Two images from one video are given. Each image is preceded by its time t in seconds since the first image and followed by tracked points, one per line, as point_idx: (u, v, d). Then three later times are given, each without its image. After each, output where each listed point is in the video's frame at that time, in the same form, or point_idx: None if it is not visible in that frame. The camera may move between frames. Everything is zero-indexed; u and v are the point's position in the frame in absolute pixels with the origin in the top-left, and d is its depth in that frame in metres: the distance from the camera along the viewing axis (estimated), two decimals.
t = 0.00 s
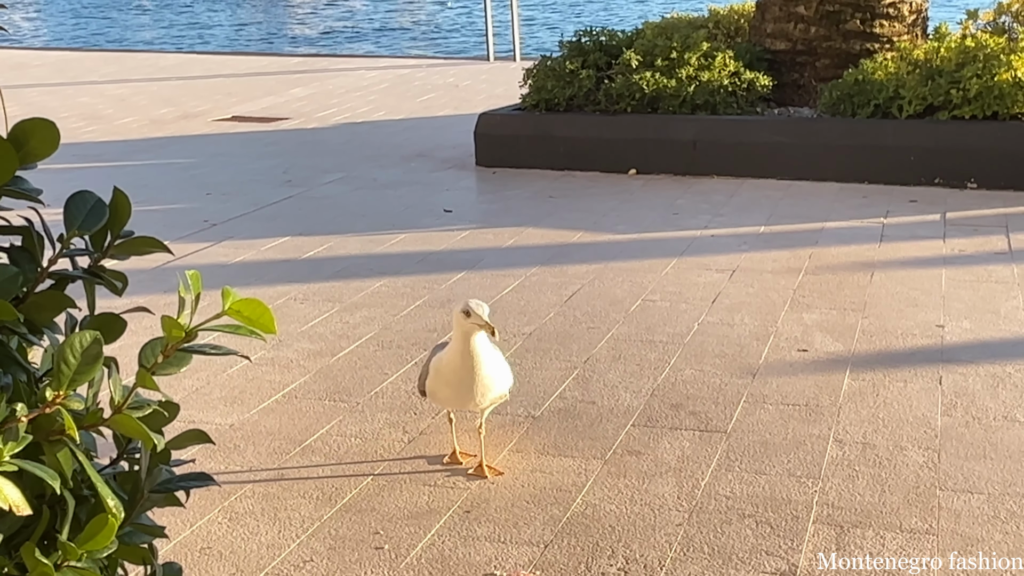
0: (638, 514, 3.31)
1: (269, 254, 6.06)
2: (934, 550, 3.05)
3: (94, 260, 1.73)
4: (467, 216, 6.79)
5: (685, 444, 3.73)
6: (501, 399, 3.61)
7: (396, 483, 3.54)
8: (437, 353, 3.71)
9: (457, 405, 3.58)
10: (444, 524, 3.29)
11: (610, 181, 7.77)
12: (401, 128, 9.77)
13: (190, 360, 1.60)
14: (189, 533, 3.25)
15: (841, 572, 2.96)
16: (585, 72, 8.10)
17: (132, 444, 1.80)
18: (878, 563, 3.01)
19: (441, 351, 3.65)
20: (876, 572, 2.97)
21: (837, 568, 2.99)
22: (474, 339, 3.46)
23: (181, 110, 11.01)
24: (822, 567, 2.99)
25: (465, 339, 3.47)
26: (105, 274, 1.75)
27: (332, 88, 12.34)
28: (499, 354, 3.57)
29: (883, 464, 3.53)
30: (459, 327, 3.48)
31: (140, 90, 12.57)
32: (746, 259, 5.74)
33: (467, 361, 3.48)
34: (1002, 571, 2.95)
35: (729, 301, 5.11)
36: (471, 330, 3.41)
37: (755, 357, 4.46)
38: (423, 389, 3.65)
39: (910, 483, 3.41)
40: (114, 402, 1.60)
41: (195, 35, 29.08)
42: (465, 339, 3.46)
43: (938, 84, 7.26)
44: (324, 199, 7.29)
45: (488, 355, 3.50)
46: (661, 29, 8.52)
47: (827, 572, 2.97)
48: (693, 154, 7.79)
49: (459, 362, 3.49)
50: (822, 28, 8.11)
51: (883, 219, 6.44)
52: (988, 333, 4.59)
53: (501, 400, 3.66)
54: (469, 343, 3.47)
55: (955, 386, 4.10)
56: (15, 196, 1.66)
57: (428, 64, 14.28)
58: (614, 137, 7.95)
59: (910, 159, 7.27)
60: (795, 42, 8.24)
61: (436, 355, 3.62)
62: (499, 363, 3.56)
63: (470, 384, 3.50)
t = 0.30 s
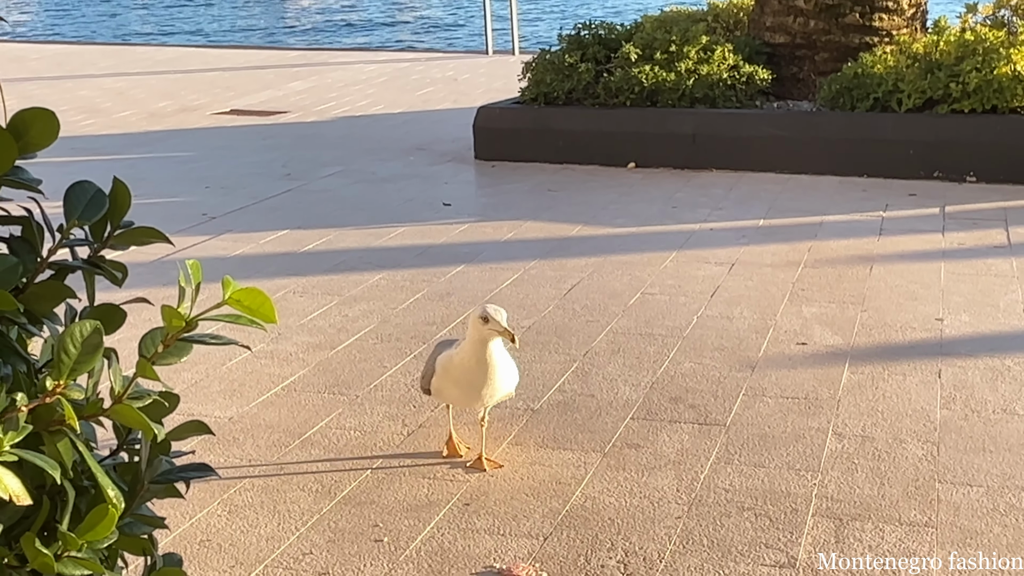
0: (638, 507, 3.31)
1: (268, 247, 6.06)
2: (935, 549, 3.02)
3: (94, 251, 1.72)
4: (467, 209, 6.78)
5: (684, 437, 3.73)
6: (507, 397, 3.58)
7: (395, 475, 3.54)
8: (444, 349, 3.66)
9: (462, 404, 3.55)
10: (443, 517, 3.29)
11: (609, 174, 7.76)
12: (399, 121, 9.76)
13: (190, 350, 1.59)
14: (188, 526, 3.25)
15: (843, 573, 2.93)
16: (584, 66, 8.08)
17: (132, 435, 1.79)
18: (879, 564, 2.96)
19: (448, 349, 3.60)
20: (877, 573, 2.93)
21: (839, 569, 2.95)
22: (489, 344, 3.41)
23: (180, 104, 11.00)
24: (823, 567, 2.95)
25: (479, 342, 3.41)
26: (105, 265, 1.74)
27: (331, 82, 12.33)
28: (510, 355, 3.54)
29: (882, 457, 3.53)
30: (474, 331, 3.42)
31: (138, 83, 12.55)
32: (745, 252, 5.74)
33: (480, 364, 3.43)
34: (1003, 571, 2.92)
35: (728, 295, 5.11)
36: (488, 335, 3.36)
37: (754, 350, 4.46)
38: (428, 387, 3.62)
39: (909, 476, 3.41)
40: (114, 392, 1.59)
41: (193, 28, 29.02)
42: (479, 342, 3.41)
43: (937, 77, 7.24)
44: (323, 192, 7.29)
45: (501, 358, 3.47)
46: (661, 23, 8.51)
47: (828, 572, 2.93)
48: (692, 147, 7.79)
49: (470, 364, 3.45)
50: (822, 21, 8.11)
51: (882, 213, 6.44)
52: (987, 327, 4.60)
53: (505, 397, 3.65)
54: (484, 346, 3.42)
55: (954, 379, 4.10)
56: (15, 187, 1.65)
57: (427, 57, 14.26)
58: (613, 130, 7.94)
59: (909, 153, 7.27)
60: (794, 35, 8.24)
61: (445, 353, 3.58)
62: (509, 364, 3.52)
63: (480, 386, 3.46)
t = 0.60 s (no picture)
0: (636, 500, 3.31)
1: (266, 240, 6.05)
2: (936, 549, 2.99)
3: (92, 243, 1.72)
4: (465, 203, 6.78)
5: (682, 430, 3.73)
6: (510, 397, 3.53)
7: (394, 469, 3.54)
8: (441, 357, 3.60)
9: (467, 409, 3.48)
10: (441, 510, 3.29)
11: (607, 168, 7.75)
12: (398, 115, 9.75)
13: (188, 342, 1.58)
14: (186, 519, 3.25)
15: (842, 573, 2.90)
16: (582, 59, 8.07)
17: (129, 427, 1.78)
18: (879, 563, 2.94)
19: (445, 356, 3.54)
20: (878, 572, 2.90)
21: (837, 569, 2.92)
22: (491, 340, 3.37)
23: (178, 97, 10.98)
24: (822, 567, 2.92)
25: (480, 340, 3.37)
26: (102, 256, 1.73)
27: (329, 75, 12.31)
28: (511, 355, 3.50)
29: (880, 451, 3.54)
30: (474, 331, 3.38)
31: (136, 77, 12.53)
32: (744, 246, 5.74)
33: (484, 363, 3.38)
34: (1003, 571, 2.89)
35: (726, 288, 5.11)
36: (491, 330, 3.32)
37: (752, 343, 4.46)
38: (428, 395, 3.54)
39: (907, 469, 3.41)
40: (112, 384, 1.59)
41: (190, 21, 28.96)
42: (480, 340, 3.36)
43: (936, 71, 7.25)
44: (321, 186, 7.28)
45: (504, 356, 3.42)
46: (659, 16, 8.50)
47: (826, 572, 2.90)
48: (691, 141, 7.78)
49: (474, 365, 3.39)
50: (820, 15, 8.11)
51: (880, 206, 6.44)
52: (985, 320, 4.60)
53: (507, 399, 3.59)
54: (486, 344, 3.38)
55: (952, 372, 4.11)
56: (12, 178, 1.64)
57: (424, 51, 14.24)
58: (611, 124, 7.93)
59: (907, 147, 7.27)
60: (792, 29, 8.24)
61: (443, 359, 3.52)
62: (510, 363, 3.48)
63: (485, 387, 3.40)
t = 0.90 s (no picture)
0: (633, 493, 3.31)
1: (264, 234, 6.04)
2: (934, 550, 2.96)
3: (88, 234, 1.71)
4: (462, 196, 6.78)
5: (679, 424, 3.73)
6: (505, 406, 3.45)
7: (391, 462, 3.54)
8: (431, 362, 3.46)
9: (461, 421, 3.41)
10: (438, 504, 3.30)
11: (605, 161, 7.75)
12: (395, 109, 9.74)
13: (185, 333, 1.57)
14: (184, 512, 3.25)
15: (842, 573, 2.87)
16: (579, 53, 8.06)
17: (126, 420, 1.77)
18: (878, 563, 2.91)
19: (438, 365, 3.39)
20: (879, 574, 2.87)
21: (837, 568, 2.90)
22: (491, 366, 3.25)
23: (175, 91, 10.96)
24: (821, 567, 2.90)
25: (479, 366, 3.24)
26: (99, 248, 1.72)
27: (325, 69, 12.29)
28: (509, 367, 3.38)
29: (877, 444, 3.54)
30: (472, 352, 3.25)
31: (133, 70, 12.50)
32: (741, 239, 5.74)
33: (483, 387, 3.27)
34: (1004, 572, 2.86)
35: (723, 282, 5.11)
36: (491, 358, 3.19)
37: (749, 337, 4.46)
38: (420, 406, 3.42)
39: (904, 462, 3.42)
40: (108, 375, 1.58)
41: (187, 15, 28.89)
42: (480, 367, 3.24)
43: (933, 64, 7.25)
44: (318, 180, 7.27)
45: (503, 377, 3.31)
46: (656, 9, 8.49)
47: (825, 571, 2.88)
48: (688, 135, 7.78)
49: (471, 387, 3.28)
50: (817, 8, 8.11)
51: (877, 200, 6.44)
52: (981, 313, 4.61)
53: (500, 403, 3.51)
54: (485, 366, 3.25)
55: (949, 366, 4.11)
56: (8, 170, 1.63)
57: (422, 44, 14.23)
58: (609, 117, 7.92)
59: (905, 141, 7.27)
60: (790, 22, 8.24)
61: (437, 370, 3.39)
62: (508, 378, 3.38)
63: (482, 407, 3.32)
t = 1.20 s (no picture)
0: (630, 486, 3.31)
1: (260, 228, 6.04)
2: (932, 547, 2.94)
3: (83, 226, 1.69)
4: (459, 190, 6.77)
5: (676, 417, 3.74)
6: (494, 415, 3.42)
7: (388, 455, 3.54)
8: (427, 369, 3.30)
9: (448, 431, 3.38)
10: (435, 497, 3.30)
11: (602, 155, 7.74)
12: (392, 102, 9.73)
13: (181, 325, 1.56)
14: (181, 506, 3.25)
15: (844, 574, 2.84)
16: (577, 46, 8.06)
17: (122, 412, 1.77)
18: (879, 562, 2.88)
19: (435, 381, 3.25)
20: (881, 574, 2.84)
21: (839, 569, 2.86)
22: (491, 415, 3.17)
23: (172, 85, 10.94)
24: (823, 567, 2.86)
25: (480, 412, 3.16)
26: (94, 240, 1.71)
27: (322, 63, 12.27)
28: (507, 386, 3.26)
29: (873, 437, 3.54)
30: (473, 395, 3.14)
31: (129, 64, 12.48)
32: (738, 233, 5.73)
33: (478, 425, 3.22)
34: (1005, 572, 2.83)
35: (720, 275, 5.11)
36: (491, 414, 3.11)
37: (746, 330, 4.46)
38: (412, 411, 3.34)
39: (900, 455, 3.42)
40: (104, 367, 1.57)
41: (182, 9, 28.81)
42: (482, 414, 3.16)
43: (930, 58, 7.28)
44: (314, 174, 7.26)
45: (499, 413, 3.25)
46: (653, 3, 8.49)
47: (827, 572, 2.84)
48: (686, 128, 7.77)
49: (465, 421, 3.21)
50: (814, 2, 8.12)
51: (874, 193, 6.44)
52: (978, 307, 4.61)
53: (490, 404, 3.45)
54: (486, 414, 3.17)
55: (945, 359, 4.11)
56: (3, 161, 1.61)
57: (419, 38, 14.21)
58: (606, 111, 7.92)
59: (902, 134, 7.27)
60: (787, 16, 8.26)
61: (432, 381, 3.25)
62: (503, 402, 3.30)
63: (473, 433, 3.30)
